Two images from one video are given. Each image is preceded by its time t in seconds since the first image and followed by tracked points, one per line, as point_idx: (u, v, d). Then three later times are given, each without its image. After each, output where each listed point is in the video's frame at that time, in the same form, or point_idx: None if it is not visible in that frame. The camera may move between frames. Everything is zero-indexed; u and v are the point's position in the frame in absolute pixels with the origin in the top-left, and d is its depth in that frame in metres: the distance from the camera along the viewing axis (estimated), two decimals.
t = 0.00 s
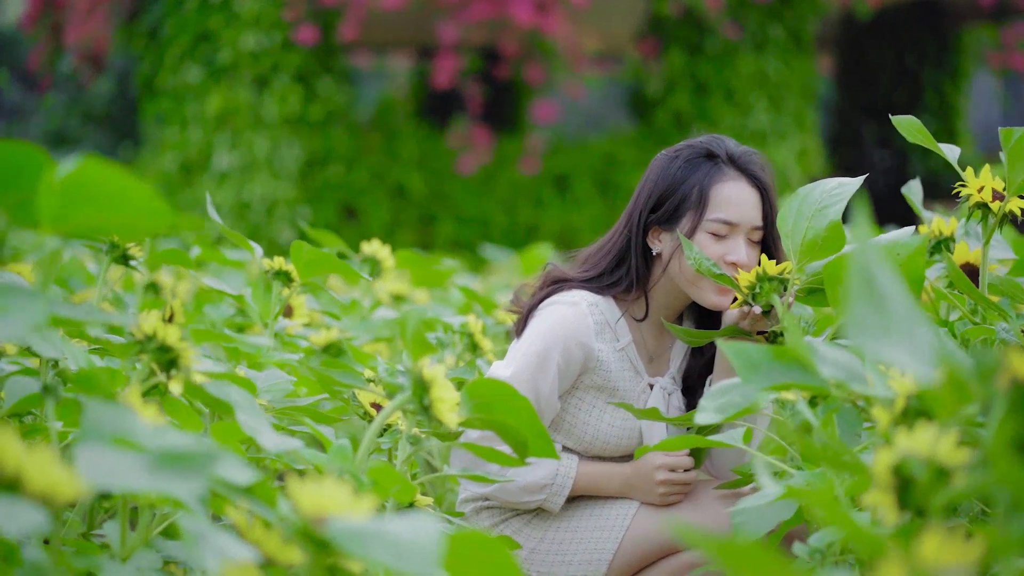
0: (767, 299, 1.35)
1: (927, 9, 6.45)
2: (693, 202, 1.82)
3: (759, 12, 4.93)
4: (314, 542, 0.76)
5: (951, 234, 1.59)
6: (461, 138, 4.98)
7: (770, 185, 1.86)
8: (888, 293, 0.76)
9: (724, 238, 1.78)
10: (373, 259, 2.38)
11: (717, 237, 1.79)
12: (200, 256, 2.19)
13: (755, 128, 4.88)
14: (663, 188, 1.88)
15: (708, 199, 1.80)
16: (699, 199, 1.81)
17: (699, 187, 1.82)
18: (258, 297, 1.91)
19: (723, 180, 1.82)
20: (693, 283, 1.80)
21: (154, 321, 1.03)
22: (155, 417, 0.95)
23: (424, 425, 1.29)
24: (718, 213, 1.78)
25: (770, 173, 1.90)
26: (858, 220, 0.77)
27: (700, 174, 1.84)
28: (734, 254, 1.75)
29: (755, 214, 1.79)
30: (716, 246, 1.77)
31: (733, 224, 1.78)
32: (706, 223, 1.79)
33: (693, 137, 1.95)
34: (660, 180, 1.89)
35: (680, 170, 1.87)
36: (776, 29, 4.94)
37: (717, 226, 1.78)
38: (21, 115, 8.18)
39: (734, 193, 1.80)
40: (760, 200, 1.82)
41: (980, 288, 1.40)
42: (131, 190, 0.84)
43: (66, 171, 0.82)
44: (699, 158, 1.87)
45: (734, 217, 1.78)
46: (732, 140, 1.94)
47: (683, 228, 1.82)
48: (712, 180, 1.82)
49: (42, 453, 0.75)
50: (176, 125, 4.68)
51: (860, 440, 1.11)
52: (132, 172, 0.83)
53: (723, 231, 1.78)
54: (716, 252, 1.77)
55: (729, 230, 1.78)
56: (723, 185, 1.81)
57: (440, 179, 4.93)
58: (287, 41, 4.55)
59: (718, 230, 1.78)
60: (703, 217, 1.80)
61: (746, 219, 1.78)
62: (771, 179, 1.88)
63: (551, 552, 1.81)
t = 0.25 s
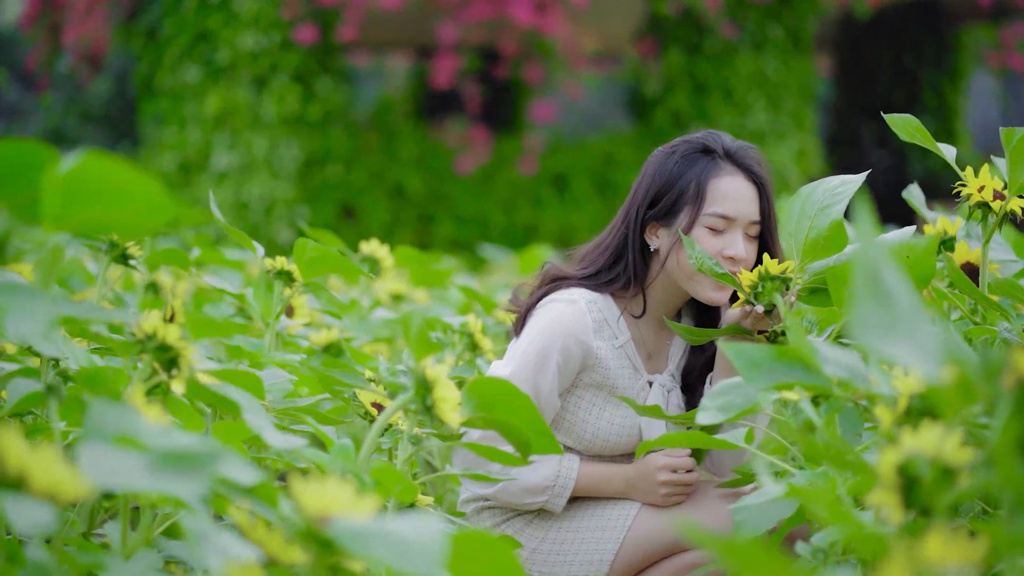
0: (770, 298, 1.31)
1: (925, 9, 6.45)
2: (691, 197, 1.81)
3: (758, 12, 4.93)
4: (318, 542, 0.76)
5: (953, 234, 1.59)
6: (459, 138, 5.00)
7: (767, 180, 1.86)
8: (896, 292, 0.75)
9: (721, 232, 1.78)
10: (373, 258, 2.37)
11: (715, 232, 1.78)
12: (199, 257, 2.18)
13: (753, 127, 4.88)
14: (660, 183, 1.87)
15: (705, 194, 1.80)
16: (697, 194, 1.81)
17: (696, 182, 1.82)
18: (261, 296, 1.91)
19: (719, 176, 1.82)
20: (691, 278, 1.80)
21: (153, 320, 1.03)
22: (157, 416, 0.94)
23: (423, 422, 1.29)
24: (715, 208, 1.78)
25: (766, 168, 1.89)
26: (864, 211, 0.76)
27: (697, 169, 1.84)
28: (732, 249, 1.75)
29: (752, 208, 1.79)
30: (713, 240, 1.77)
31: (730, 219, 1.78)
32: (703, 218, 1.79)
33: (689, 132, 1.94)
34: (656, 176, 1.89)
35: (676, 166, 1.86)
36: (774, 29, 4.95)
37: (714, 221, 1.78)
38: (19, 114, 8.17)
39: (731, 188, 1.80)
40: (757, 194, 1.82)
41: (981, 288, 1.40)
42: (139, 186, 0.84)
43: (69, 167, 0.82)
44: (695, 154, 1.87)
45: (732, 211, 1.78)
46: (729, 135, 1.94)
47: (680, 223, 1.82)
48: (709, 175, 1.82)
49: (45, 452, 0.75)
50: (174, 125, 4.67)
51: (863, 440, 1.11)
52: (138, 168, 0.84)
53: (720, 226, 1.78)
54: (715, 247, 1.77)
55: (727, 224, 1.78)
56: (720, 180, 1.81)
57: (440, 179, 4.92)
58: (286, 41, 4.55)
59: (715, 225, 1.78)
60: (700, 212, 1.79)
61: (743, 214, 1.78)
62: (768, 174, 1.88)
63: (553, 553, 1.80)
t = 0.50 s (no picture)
0: (772, 298, 1.32)
1: (924, 9, 6.46)
2: (686, 190, 1.81)
3: (757, 12, 4.93)
4: (322, 542, 0.75)
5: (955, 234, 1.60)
6: (458, 138, 4.99)
7: (762, 172, 1.85)
8: (900, 293, 0.76)
9: (718, 225, 1.78)
10: (372, 258, 2.38)
11: (711, 224, 1.78)
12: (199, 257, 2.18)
13: (752, 128, 4.88)
14: (655, 177, 1.87)
15: (700, 187, 1.80)
16: (692, 186, 1.81)
17: (691, 175, 1.82)
18: (262, 296, 1.91)
19: (714, 168, 1.82)
20: (688, 271, 1.79)
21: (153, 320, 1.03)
22: (160, 416, 0.95)
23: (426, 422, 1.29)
24: (710, 200, 1.78)
25: (761, 161, 1.90)
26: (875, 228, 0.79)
27: (692, 162, 1.84)
28: (728, 241, 1.74)
29: (748, 201, 1.79)
30: (709, 233, 1.77)
31: (726, 211, 1.78)
32: (699, 211, 1.79)
33: (684, 127, 1.95)
34: (652, 170, 1.89)
35: (671, 160, 1.87)
36: (773, 29, 4.95)
37: (710, 213, 1.78)
38: (19, 114, 8.17)
39: (726, 180, 1.80)
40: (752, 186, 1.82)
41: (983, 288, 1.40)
42: (143, 190, 0.83)
43: (79, 171, 0.83)
44: (690, 147, 1.87)
45: (727, 203, 1.78)
46: (723, 128, 1.94)
47: (676, 216, 1.82)
48: (704, 168, 1.82)
49: (50, 452, 0.74)
50: (173, 124, 4.66)
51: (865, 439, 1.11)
52: (142, 167, 0.83)
53: (716, 218, 1.78)
54: (711, 239, 1.76)
55: (723, 216, 1.78)
56: (714, 172, 1.81)
57: (439, 180, 4.92)
58: (284, 41, 4.55)
59: (712, 217, 1.78)
60: (696, 204, 1.79)
61: (739, 206, 1.78)
62: (763, 166, 1.88)
63: (555, 553, 1.80)
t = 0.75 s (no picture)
0: (778, 297, 1.34)
1: (924, 9, 6.46)
2: (682, 180, 1.82)
3: (757, 11, 4.93)
4: (327, 542, 0.75)
5: (957, 234, 1.60)
6: (458, 139, 4.98)
7: (757, 161, 1.86)
8: (904, 294, 0.76)
9: (714, 215, 1.79)
10: (374, 258, 2.39)
11: (708, 214, 1.79)
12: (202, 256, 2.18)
13: (752, 127, 4.87)
14: (651, 169, 1.88)
15: (696, 176, 1.81)
16: (688, 176, 1.81)
17: (687, 165, 1.83)
18: (265, 297, 1.91)
19: (710, 158, 1.82)
20: (685, 261, 1.80)
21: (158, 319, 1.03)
22: (165, 416, 0.94)
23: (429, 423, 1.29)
24: (707, 190, 1.79)
25: (756, 150, 1.90)
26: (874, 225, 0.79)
27: (687, 153, 1.84)
28: (726, 231, 1.76)
29: (744, 190, 1.80)
30: (707, 223, 1.78)
31: (722, 201, 1.79)
32: (695, 201, 1.80)
33: (679, 118, 1.95)
34: (647, 162, 1.89)
35: (667, 151, 1.87)
36: (774, 29, 4.94)
37: (707, 203, 1.79)
38: (19, 114, 8.16)
39: (722, 169, 1.81)
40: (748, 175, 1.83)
41: (988, 286, 1.40)
42: (150, 190, 0.83)
43: (86, 171, 0.83)
44: (685, 138, 1.87)
45: (724, 193, 1.78)
46: (718, 118, 1.94)
47: (673, 207, 1.82)
48: (699, 158, 1.82)
49: (56, 453, 0.74)
50: (173, 124, 4.65)
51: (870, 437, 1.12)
52: (150, 168, 0.82)
53: (713, 208, 1.79)
54: (708, 229, 1.77)
55: (720, 206, 1.79)
56: (710, 162, 1.82)
57: (438, 179, 4.92)
58: (285, 41, 4.55)
59: (708, 207, 1.79)
60: (692, 194, 1.80)
61: (735, 195, 1.79)
62: (759, 155, 1.88)
63: (559, 554, 1.80)
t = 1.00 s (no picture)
0: (786, 295, 1.35)
1: (925, 9, 6.45)
2: (675, 169, 1.82)
3: (757, 11, 4.92)
4: (331, 542, 0.75)
5: (958, 233, 1.60)
6: (458, 138, 5.04)
7: (749, 149, 1.87)
8: (914, 292, 0.76)
9: (708, 203, 1.79)
10: (376, 258, 2.39)
11: (702, 202, 1.80)
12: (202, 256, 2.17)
13: (752, 127, 4.86)
14: (644, 160, 1.88)
15: (690, 165, 1.81)
16: (681, 165, 1.81)
17: (680, 154, 1.83)
18: (264, 297, 1.91)
19: (703, 146, 1.82)
20: (680, 250, 1.80)
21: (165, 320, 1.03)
22: (168, 417, 0.94)
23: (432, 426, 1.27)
24: (700, 178, 1.80)
25: (748, 138, 1.90)
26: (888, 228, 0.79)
27: (679, 143, 1.84)
28: (720, 218, 1.77)
29: (737, 178, 1.81)
30: (700, 211, 1.79)
31: (716, 189, 1.79)
32: (688, 189, 1.80)
33: (671, 109, 1.94)
34: (640, 153, 1.89)
35: (659, 141, 1.87)
36: (774, 29, 4.94)
37: (701, 191, 1.79)
38: (19, 114, 8.16)
39: (714, 157, 1.81)
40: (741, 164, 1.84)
41: (991, 287, 1.39)
42: (147, 197, 0.83)
43: (84, 175, 0.82)
44: (677, 128, 1.87)
45: (717, 180, 1.79)
46: (710, 108, 1.94)
47: (667, 197, 1.83)
48: (692, 147, 1.83)
49: (61, 450, 0.75)
50: (173, 124, 4.63)
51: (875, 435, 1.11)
52: (148, 176, 0.83)
53: (707, 196, 1.79)
54: (702, 218, 1.78)
55: (713, 194, 1.80)
56: (703, 151, 1.82)
57: (438, 179, 4.92)
58: (285, 41, 4.54)
59: (702, 195, 1.79)
60: (686, 183, 1.80)
61: (729, 183, 1.80)
62: (750, 142, 1.89)
63: (562, 556, 1.76)
